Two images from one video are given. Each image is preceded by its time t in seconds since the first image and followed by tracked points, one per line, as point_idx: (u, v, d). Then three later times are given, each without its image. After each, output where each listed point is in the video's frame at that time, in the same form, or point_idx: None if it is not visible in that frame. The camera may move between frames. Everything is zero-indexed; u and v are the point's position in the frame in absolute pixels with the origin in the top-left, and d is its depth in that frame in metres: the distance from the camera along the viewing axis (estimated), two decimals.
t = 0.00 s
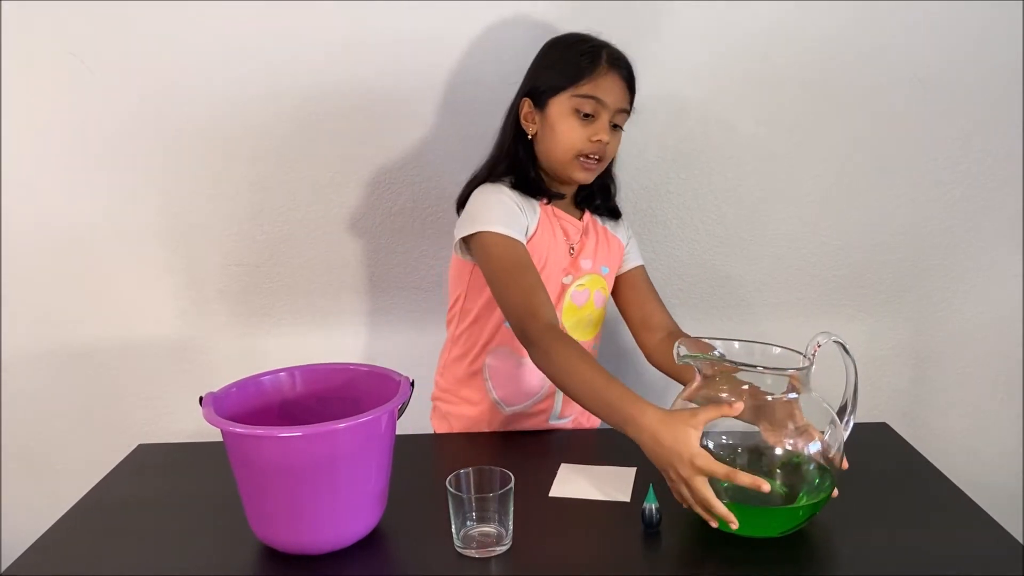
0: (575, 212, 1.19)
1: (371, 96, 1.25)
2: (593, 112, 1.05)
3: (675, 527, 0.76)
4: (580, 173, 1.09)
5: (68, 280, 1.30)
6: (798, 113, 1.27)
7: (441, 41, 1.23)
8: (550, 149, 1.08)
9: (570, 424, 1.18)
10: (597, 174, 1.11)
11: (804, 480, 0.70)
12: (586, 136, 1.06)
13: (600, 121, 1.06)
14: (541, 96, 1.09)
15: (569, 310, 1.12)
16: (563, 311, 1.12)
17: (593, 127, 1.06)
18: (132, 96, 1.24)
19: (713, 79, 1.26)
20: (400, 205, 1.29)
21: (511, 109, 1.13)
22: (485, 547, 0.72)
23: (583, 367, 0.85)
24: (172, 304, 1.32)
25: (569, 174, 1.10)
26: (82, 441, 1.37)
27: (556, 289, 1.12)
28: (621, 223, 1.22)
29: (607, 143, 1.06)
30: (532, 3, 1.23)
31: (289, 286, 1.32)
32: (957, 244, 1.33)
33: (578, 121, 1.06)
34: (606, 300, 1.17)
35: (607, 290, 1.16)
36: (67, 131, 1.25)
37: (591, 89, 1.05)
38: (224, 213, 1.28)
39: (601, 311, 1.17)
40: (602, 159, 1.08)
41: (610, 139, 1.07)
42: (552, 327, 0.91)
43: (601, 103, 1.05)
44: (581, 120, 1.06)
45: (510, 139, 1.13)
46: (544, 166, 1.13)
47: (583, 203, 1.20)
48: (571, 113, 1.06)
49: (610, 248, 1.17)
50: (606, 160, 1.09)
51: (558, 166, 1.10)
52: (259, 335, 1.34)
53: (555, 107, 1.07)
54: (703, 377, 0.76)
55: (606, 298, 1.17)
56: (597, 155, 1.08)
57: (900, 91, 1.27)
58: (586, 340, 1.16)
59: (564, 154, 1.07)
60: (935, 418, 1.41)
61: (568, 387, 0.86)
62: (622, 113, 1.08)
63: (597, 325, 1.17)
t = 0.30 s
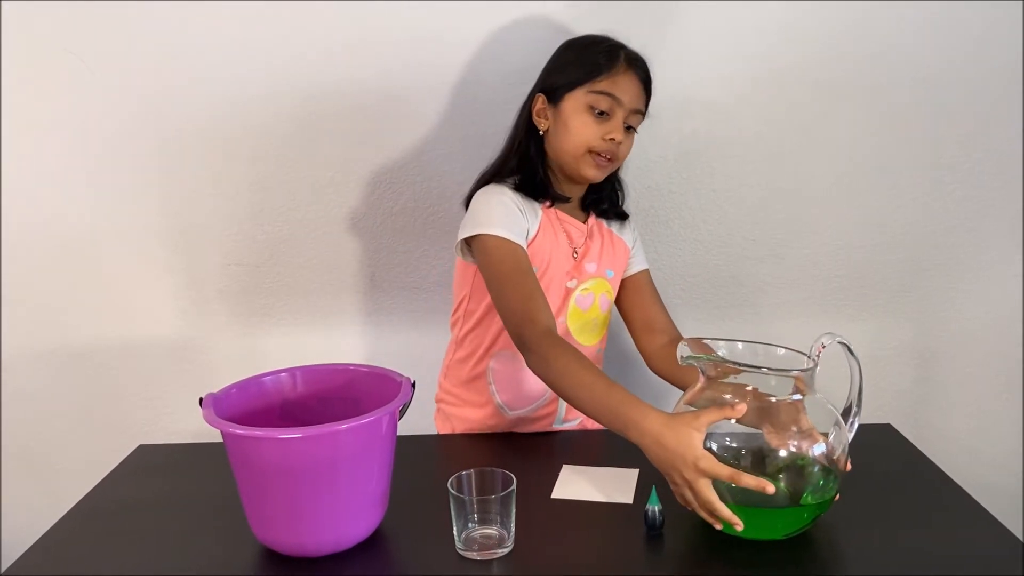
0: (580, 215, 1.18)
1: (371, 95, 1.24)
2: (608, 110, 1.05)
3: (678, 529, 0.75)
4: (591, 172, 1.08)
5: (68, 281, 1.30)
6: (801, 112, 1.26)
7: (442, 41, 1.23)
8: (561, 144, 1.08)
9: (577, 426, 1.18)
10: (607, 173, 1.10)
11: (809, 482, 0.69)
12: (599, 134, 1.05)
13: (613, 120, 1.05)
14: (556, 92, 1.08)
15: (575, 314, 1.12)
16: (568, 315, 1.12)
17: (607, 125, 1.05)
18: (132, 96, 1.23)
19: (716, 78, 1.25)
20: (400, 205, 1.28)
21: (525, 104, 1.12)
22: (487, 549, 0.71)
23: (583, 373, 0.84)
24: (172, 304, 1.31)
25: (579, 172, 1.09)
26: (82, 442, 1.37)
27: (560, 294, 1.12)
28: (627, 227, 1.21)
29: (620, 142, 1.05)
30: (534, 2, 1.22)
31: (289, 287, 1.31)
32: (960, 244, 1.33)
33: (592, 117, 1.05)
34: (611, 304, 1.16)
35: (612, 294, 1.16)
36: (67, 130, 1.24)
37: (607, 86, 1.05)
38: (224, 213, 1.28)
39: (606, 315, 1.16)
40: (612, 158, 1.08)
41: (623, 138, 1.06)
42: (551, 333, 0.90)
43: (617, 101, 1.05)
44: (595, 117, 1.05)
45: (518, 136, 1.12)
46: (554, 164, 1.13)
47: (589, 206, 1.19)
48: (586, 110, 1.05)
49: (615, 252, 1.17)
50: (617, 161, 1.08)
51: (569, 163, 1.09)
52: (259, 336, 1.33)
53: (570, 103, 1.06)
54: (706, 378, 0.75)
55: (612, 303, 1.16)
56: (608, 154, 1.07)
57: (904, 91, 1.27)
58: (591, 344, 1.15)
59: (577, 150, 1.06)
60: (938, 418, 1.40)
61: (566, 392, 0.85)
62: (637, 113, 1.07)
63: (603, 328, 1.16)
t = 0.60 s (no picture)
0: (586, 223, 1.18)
1: (371, 95, 1.24)
2: (603, 107, 1.04)
3: (680, 531, 0.75)
4: (594, 173, 1.06)
5: (68, 281, 1.30)
6: (804, 112, 1.26)
7: (443, 41, 1.22)
8: (562, 149, 1.07)
9: (578, 428, 1.17)
10: (613, 175, 1.07)
11: (813, 484, 0.69)
12: (596, 132, 1.03)
13: (609, 116, 1.03)
14: (554, 99, 1.08)
15: (579, 319, 1.11)
16: (572, 320, 1.11)
17: (603, 122, 1.03)
18: (132, 95, 1.23)
19: (719, 78, 1.24)
20: (401, 205, 1.28)
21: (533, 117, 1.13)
22: (488, 552, 0.71)
23: (585, 376, 0.84)
24: (172, 304, 1.31)
25: (583, 175, 1.07)
26: (81, 442, 1.36)
27: (565, 299, 1.11)
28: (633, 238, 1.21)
29: (618, 138, 1.03)
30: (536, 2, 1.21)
31: (289, 287, 1.31)
32: (964, 245, 1.32)
33: (587, 117, 1.04)
34: (614, 311, 1.16)
35: (616, 301, 1.15)
36: (66, 130, 1.24)
37: (600, 84, 1.04)
38: (224, 212, 1.27)
39: (608, 321, 1.16)
40: (615, 157, 1.05)
41: (623, 135, 1.04)
42: (552, 331, 0.90)
43: (611, 98, 1.04)
44: (590, 115, 1.04)
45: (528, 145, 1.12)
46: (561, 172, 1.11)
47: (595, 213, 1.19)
48: (581, 110, 1.05)
49: (621, 262, 1.16)
50: (621, 159, 1.06)
51: (573, 168, 1.07)
52: (260, 336, 1.33)
53: (565, 106, 1.06)
54: (709, 380, 0.74)
55: (614, 310, 1.16)
56: (610, 152, 1.05)
57: (907, 91, 1.26)
58: (595, 349, 1.15)
59: (576, 152, 1.05)
60: (941, 419, 1.40)
61: (568, 393, 0.85)
62: (635, 109, 1.05)
63: (605, 334, 1.16)
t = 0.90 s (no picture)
0: (587, 216, 1.17)
1: (372, 95, 1.23)
2: (577, 86, 1.06)
3: (682, 532, 0.74)
4: (578, 153, 1.06)
5: (68, 281, 1.29)
6: (807, 111, 1.25)
7: (445, 40, 1.22)
8: (544, 135, 1.08)
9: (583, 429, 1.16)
10: (599, 153, 1.07)
11: (816, 486, 0.68)
12: (574, 111, 1.05)
13: (585, 94, 1.06)
14: (533, 92, 1.11)
15: (581, 315, 1.11)
16: (574, 317, 1.10)
17: (580, 101, 1.05)
18: (132, 95, 1.23)
19: (722, 77, 1.24)
20: (401, 205, 1.27)
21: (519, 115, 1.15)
22: (488, 554, 0.70)
23: (586, 375, 0.83)
24: (172, 304, 1.31)
25: (568, 157, 1.07)
26: (81, 442, 1.36)
27: (565, 295, 1.10)
28: (637, 231, 1.20)
29: (595, 112, 1.04)
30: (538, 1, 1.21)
31: (290, 286, 1.30)
32: (967, 244, 1.31)
33: (564, 98, 1.06)
34: (619, 306, 1.15)
35: (620, 296, 1.15)
36: (66, 130, 1.24)
37: (572, 65, 1.07)
38: (224, 212, 1.27)
39: (614, 317, 1.15)
40: (597, 134, 1.05)
41: (601, 110, 1.05)
42: (552, 331, 0.89)
43: (584, 76, 1.06)
44: (566, 97, 1.06)
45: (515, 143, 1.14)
46: (549, 162, 1.12)
47: (597, 207, 1.18)
48: (557, 93, 1.07)
49: (623, 253, 1.15)
50: (604, 136, 1.06)
51: (557, 152, 1.08)
52: (261, 336, 1.32)
53: (543, 93, 1.08)
54: (711, 380, 0.74)
55: (619, 304, 1.15)
56: (591, 130, 1.05)
57: (911, 90, 1.25)
58: (601, 346, 1.14)
59: (557, 134, 1.06)
60: (944, 419, 1.39)
61: (567, 392, 0.84)
62: (610, 85, 1.07)
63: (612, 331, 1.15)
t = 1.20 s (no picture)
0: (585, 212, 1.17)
1: (374, 95, 1.23)
2: (563, 83, 1.06)
3: (684, 534, 0.74)
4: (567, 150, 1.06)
5: (67, 281, 1.29)
6: (809, 112, 1.25)
7: (446, 39, 1.22)
8: (532, 134, 1.08)
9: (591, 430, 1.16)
10: (588, 149, 1.07)
11: (817, 488, 0.68)
12: (560, 109, 1.05)
13: (570, 91, 1.05)
14: (520, 89, 1.11)
15: (582, 313, 1.10)
16: (575, 315, 1.10)
17: (565, 99, 1.05)
18: (132, 95, 1.22)
19: (723, 77, 1.24)
20: (402, 205, 1.27)
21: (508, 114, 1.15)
22: (490, 555, 0.70)
23: (587, 376, 0.83)
24: (172, 304, 1.30)
25: (557, 154, 1.07)
26: (81, 442, 1.36)
27: (565, 294, 1.10)
28: (638, 220, 1.20)
29: (582, 109, 1.04)
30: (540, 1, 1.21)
31: (291, 287, 1.30)
32: (969, 245, 1.31)
33: (550, 96, 1.06)
34: (621, 302, 1.14)
35: (621, 292, 1.14)
36: (66, 129, 1.23)
37: (556, 63, 1.06)
38: (225, 212, 1.27)
39: (616, 313, 1.14)
40: (585, 130, 1.06)
41: (587, 107, 1.05)
42: (553, 331, 0.89)
43: (568, 73, 1.06)
44: (552, 94, 1.06)
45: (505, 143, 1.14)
46: (539, 160, 1.12)
47: (590, 199, 1.18)
48: (543, 91, 1.06)
49: (622, 248, 1.15)
50: (592, 132, 1.06)
51: (546, 150, 1.08)
52: (262, 336, 1.32)
53: (529, 91, 1.08)
54: (713, 382, 0.74)
55: (621, 301, 1.15)
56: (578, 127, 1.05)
57: (913, 90, 1.25)
58: (604, 343, 1.13)
59: (545, 132, 1.06)
60: (947, 420, 1.39)
61: (567, 391, 0.84)
62: (595, 79, 1.07)
63: (615, 327, 1.14)
